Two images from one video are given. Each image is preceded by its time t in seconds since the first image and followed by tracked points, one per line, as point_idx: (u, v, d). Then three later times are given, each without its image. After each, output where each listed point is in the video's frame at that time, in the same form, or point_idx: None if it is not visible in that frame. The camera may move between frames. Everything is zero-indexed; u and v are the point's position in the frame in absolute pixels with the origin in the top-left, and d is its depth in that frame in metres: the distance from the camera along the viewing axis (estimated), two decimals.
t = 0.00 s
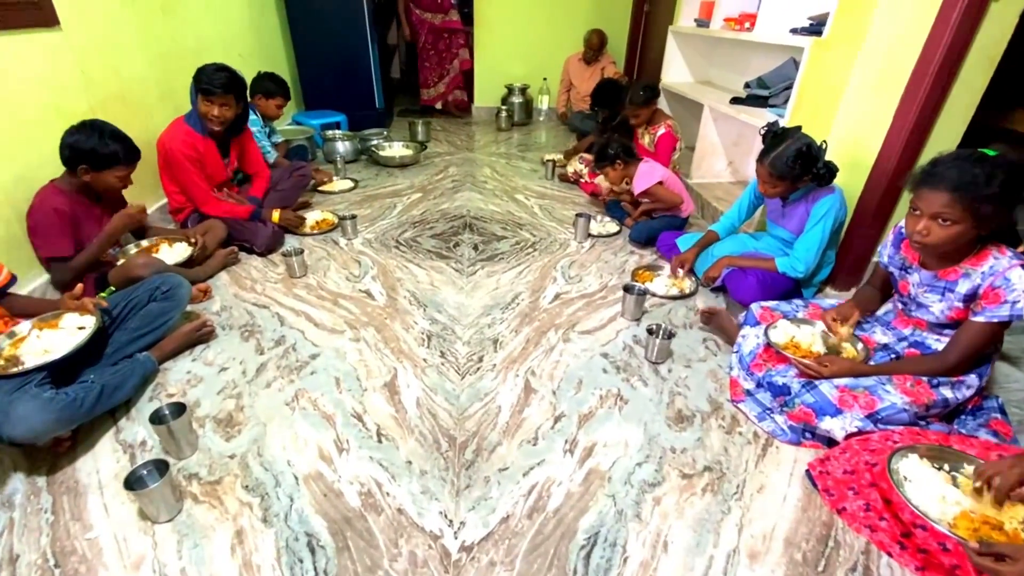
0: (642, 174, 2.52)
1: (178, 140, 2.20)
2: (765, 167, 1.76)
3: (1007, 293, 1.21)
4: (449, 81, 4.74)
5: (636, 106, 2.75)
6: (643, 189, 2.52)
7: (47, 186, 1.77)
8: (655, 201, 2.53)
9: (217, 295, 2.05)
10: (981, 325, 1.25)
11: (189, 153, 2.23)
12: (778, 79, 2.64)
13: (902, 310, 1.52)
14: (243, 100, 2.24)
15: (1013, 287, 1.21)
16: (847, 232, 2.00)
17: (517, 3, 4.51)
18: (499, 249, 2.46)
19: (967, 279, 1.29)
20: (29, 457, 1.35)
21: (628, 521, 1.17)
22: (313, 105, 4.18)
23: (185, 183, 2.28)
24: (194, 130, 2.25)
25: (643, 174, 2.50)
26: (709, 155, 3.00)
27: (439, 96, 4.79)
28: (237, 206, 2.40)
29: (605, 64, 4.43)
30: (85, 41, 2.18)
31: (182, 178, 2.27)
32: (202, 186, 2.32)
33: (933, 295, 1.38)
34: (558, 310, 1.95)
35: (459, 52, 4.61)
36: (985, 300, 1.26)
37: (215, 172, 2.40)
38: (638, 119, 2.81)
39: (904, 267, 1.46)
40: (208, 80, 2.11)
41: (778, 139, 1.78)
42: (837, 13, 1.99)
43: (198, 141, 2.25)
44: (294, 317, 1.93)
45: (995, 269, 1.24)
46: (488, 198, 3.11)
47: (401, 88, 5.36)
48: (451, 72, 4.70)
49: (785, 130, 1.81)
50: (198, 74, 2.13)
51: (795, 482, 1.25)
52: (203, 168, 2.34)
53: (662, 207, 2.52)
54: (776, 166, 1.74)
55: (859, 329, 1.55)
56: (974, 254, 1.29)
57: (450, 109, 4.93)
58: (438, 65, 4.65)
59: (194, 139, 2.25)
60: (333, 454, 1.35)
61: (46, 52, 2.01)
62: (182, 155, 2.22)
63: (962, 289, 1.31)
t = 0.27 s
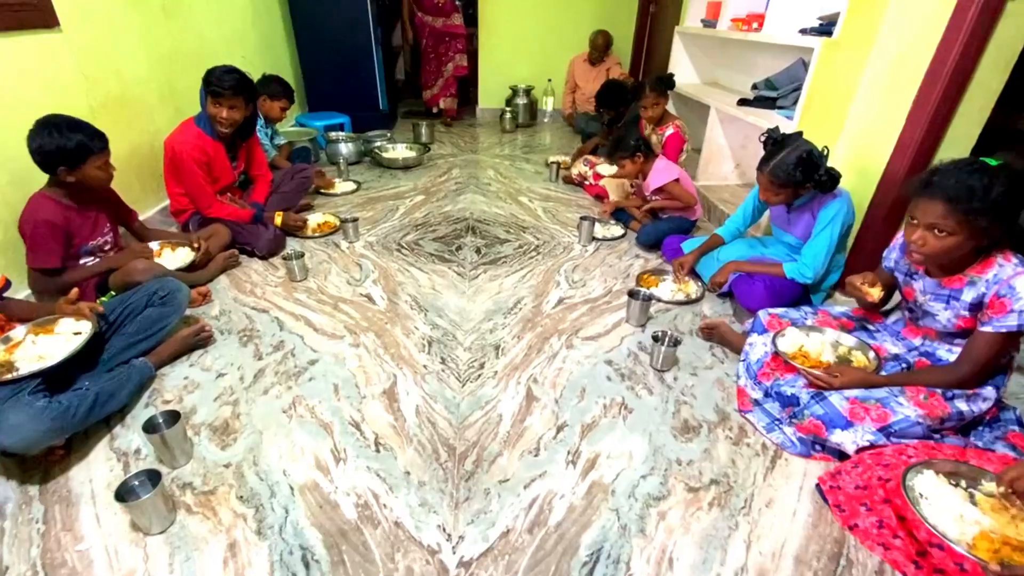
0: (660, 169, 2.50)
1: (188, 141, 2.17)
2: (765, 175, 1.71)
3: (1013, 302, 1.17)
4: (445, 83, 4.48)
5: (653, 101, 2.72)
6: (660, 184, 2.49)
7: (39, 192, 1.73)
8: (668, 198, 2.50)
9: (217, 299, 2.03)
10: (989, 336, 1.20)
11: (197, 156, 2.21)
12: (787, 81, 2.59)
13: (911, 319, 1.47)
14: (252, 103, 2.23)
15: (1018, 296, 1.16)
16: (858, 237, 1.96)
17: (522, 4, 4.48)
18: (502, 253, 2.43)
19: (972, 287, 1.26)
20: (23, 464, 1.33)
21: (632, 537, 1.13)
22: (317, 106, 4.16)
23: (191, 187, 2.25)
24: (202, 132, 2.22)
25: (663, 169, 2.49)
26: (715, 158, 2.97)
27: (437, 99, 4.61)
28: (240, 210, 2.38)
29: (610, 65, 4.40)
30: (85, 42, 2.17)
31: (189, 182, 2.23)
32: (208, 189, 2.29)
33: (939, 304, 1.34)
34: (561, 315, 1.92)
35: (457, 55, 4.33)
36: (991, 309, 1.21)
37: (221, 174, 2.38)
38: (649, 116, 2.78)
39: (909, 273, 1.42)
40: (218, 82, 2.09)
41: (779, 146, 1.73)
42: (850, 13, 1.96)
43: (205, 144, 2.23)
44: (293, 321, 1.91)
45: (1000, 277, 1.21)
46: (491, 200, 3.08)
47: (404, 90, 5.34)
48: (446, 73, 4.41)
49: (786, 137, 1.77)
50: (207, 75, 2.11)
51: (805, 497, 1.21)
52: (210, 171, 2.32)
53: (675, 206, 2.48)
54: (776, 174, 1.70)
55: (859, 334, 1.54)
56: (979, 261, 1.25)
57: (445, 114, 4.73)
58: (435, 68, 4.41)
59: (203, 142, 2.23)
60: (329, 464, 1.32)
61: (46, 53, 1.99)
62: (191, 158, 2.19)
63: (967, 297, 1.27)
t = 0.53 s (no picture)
0: (682, 169, 2.40)
1: (191, 147, 2.15)
2: (758, 187, 1.68)
3: (1014, 320, 1.13)
4: (449, 88, 4.43)
5: (664, 102, 2.68)
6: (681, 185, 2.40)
7: (30, 200, 1.73)
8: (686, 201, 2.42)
9: (216, 305, 2.00)
10: (996, 356, 1.16)
11: (200, 161, 2.19)
12: (798, 83, 2.53)
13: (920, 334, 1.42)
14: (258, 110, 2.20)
15: (1019, 314, 1.12)
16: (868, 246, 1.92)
17: (528, 5, 4.44)
18: (506, 258, 2.39)
19: (972, 305, 1.22)
20: (13, 477, 1.30)
21: (635, 561, 1.09)
22: (321, 108, 4.14)
23: (193, 192, 2.24)
24: (206, 138, 2.20)
25: (687, 169, 2.38)
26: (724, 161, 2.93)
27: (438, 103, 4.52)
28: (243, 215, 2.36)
29: (618, 67, 4.35)
30: (86, 46, 2.15)
31: (191, 187, 2.22)
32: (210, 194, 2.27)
33: (941, 321, 1.31)
34: (565, 324, 1.87)
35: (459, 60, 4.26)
36: (993, 328, 1.17)
37: (223, 178, 2.35)
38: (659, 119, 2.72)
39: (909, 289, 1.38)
40: (225, 89, 2.06)
41: (771, 159, 1.70)
42: (864, 13, 1.89)
43: (209, 149, 2.21)
44: (292, 328, 1.87)
45: (997, 294, 1.17)
46: (496, 204, 3.04)
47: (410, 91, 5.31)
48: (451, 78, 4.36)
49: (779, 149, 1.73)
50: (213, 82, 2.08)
51: (817, 520, 1.17)
52: (212, 175, 2.30)
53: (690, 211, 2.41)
54: (768, 186, 1.67)
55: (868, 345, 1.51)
56: (974, 278, 1.22)
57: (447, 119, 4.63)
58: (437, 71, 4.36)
59: (207, 147, 2.20)
60: (324, 479, 1.29)
61: (46, 57, 1.98)
62: (194, 163, 2.17)
63: (968, 314, 1.23)
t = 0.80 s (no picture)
0: (700, 173, 2.30)
1: (187, 149, 2.14)
2: (740, 205, 1.71)
3: (1006, 343, 1.08)
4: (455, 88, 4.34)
5: (668, 104, 2.63)
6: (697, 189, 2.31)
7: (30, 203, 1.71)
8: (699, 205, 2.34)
9: (217, 309, 1.97)
10: (997, 380, 1.11)
11: (198, 163, 2.18)
12: (812, 84, 2.47)
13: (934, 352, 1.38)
14: (253, 109, 2.17)
15: (1010, 336, 1.08)
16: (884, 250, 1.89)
17: (536, 5, 4.40)
18: (510, 262, 2.35)
19: (962, 327, 1.19)
20: (6, 485, 1.28)
21: None
22: (328, 109, 4.12)
23: (193, 194, 2.24)
24: (203, 139, 2.19)
25: (706, 174, 2.28)
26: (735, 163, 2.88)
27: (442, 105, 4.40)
28: (246, 216, 2.33)
29: (627, 68, 4.30)
30: (89, 48, 2.14)
31: (191, 189, 2.22)
32: (211, 196, 2.27)
33: (938, 343, 1.27)
34: (569, 331, 1.83)
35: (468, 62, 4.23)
36: (989, 352, 1.12)
37: (223, 180, 2.33)
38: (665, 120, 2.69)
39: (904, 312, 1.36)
40: (220, 90, 2.05)
41: (753, 178, 1.72)
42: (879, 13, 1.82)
43: (206, 151, 2.20)
44: (292, 333, 1.85)
45: (984, 316, 1.13)
46: (501, 207, 3.00)
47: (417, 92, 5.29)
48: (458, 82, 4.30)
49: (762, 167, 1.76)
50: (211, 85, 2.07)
51: (830, 542, 1.13)
52: (213, 178, 2.29)
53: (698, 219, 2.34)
54: (750, 204, 1.69)
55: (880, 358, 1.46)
56: (960, 301, 1.19)
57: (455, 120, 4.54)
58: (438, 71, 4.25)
59: (204, 149, 2.19)
60: (320, 491, 1.26)
61: (49, 59, 1.97)
62: (191, 165, 2.16)
63: (961, 337, 1.20)
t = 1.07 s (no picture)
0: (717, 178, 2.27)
1: (182, 150, 2.13)
2: (721, 227, 1.72)
3: (1007, 365, 1.08)
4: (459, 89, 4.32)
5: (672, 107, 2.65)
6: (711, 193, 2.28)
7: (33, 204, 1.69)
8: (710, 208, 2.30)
9: (217, 311, 1.95)
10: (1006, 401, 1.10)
11: (194, 162, 2.16)
12: (826, 84, 2.41)
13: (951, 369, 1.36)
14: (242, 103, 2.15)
15: (1009, 357, 1.07)
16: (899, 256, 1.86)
17: (545, 4, 4.35)
18: (515, 265, 2.32)
19: (964, 350, 1.20)
20: None
21: None
22: (334, 110, 4.11)
23: (192, 194, 2.22)
24: (196, 138, 2.17)
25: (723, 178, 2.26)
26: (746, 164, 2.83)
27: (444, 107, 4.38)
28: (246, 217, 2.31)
29: (636, 67, 4.25)
30: (93, 48, 2.13)
31: (191, 190, 2.21)
32: (209, 195, 2.25)
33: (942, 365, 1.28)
34: (573, 337, 1.79)
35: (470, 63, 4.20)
36: (993, 374, 1.12)
37: (221, 179, 2.32)
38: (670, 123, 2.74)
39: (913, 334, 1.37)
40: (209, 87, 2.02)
41: (734, 201, 1.74)
42: (898, 10, 1.77)
43: (201, 150, 2.18)
44: (292, 337, 1.82)
45: (982, 337, 1.14)
46: (507, 208, 2.96)
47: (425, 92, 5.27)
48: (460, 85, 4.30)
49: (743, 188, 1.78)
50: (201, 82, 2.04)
51: (843, 564, 1.09)
52: (210, 177, 2.27)
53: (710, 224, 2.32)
54: (730, 226, 1.70)
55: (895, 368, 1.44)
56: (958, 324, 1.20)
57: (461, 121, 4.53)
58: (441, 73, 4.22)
59: (198, 148, 2.17)
60: (314, 501, 1.23)
61: (52, 59, 1.96)
62: (188, 165, 2.15)
63: (963, 359, 1.21)
